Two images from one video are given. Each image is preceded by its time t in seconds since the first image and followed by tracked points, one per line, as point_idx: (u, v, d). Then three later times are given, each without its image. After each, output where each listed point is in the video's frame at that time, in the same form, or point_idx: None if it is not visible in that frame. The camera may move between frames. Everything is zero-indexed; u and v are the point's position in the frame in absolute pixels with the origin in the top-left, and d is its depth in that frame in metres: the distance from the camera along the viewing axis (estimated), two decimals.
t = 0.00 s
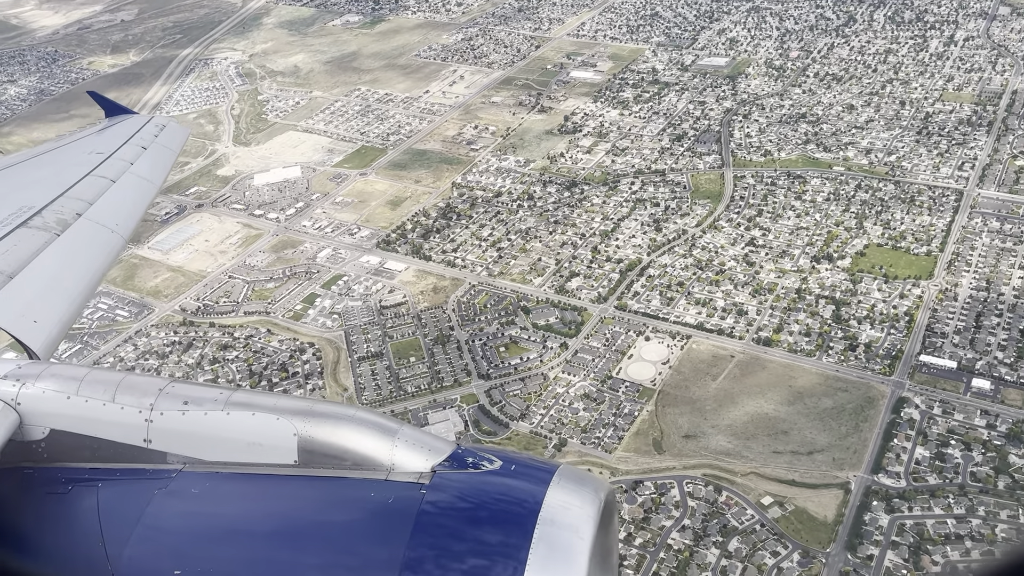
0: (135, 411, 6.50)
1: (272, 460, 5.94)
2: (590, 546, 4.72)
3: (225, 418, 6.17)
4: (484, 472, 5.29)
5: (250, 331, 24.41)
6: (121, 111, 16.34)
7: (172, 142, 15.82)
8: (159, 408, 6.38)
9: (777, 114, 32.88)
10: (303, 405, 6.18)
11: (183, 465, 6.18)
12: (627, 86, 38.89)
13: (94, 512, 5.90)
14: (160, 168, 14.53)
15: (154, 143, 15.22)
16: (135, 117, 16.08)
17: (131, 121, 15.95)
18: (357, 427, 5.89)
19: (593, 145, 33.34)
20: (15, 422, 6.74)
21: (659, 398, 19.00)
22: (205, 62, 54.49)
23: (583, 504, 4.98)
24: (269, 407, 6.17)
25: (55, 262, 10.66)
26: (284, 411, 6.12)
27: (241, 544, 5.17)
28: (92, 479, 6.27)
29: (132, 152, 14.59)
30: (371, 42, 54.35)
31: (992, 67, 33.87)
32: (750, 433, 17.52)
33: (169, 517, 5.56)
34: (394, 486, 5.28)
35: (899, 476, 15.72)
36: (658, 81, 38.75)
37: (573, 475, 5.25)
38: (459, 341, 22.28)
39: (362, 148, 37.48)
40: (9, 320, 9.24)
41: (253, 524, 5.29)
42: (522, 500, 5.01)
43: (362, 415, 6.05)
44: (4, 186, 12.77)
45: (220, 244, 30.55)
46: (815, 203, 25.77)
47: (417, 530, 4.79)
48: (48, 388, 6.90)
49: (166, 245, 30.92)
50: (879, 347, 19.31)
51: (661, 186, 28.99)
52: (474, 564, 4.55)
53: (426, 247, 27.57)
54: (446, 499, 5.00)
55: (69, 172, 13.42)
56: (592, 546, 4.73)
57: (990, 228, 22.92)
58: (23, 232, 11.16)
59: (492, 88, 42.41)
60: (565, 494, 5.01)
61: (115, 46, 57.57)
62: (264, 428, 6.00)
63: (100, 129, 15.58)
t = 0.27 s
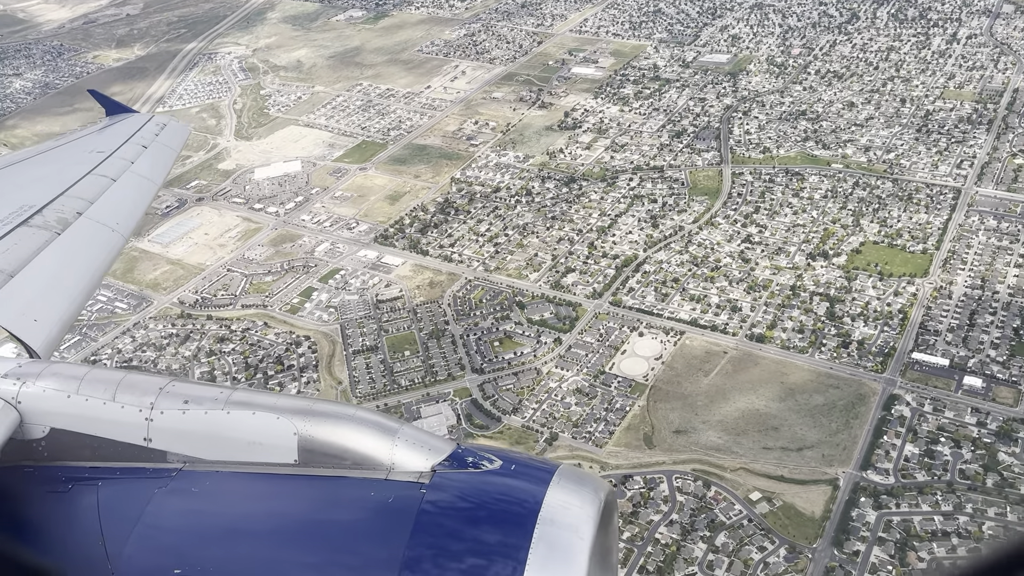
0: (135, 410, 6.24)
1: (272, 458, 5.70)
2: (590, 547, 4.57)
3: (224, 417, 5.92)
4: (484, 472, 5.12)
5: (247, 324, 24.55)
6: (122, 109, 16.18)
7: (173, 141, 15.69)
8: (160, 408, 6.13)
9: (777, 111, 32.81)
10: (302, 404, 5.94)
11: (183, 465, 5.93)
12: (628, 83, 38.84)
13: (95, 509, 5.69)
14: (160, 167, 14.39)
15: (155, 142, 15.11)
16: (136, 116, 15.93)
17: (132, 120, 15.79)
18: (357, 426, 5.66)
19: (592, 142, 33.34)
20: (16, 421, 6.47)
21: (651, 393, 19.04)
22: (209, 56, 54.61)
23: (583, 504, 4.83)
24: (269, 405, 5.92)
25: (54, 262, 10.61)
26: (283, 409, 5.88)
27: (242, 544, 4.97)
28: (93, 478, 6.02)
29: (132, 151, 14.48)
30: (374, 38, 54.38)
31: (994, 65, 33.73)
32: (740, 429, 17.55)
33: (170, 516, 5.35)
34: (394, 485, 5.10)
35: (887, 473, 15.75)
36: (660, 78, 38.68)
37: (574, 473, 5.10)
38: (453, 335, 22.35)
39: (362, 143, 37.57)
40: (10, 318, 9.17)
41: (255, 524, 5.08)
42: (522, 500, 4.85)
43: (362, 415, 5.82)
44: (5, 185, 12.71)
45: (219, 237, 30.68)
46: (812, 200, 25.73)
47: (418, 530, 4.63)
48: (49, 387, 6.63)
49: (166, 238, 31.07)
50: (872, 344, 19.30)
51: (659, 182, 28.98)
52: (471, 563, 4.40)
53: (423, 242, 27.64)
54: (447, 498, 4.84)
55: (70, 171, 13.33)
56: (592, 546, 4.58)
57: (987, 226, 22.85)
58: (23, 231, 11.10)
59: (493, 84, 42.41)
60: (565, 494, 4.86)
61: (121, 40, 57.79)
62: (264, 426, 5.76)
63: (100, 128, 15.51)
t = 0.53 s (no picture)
0: (135, 410, 6.26)
1: (273, 458, 5.70)
2: (590, 548, 4.63)
3: (225, 417, 5.93)
4: (483, 473, 5.15)
5: (245, 316, 24.66)
6: (123, 110, 16.14)
7: (173, 141, 15.62)
8: (160, 408, 6.14)
9: (777, 108, 32.74)
10: (302, 405, 5.95)
11: (183, 464, 5.93)
12: (629, 79, 38.80)
13: (95, 510, 5.67)
14: (161, 167, 14.29)
15: (156, 142, 15.02)
16: (137, 116, 15.87)
17: (133, 120, 15.73)
18: (357, 426, 5.67)
19: (591, 138, 33.35)
20: (16, 421, 6.49)
21: (643, 388, 19.10)
22: (212, 51, 54.74)
23: (582, 505, 4.87)
24: (270, 406, 5.93)
25: (56, 261, 10.51)
26: (284, 409, 5.89)
27: (243, 545, 4.94)
28: (93, 478, 6.01)
29: (132, 151, 14.40)
30: (377, 33, 54.42)
31: (996, 62, 33.58)
32: (731, 425, 17.58)
33: (170, 516, 5.33)
34: (396, 486, 5.11)
35: (875, 469, 15.78)
36: (661, 74, 38.62)
37: (574, 474, 5.13)
38: (449, 330, 22.41)
39: (363, 138, 37.67)
40: (10, 318, 9.01)
41: (255, 524, 5.06)
42: (523, 500, 4.89)
43: (361, 416, 5.84)
44: (4, 185, 12.54)
45: (219, 231, 30.83)
46: (810, 198, 25.71)
47: (418, 530, 4.66)
48: (49, 387, 6.64)
49: (166, 232, 31.24)
50: (865, 341, 19.31)
51: (657, 179, 28.98)
52: (469, 563, 4.44)
53: (421, 236, 27.72)
54: (447, 499, 4.86)
55: (69, 171, 13.19)
56: (591, 547, 4.64)
57: (983, 224, 22.80)
58: (24, 231, 10.98)
59: (494, 79, 42.42)
60: (566, 494, 4.91)
61: (125, 34, 57.96)
62: (265, 427, 5.77)
63: (100, 128, 15.43)
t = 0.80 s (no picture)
0: (136, 410, 5.90)
1: (271, 459, 5.35)
2: (591, 549, 4.37)
3: (225, 417, 5.58)
4: (484, 474, 4.86)
5: (242, 310, 24.82)
6: (125, 109, 15.88)
7: (174, 141, 15.38)
8: (161, 407, 5.80)
9: (777, 105, 32.68)
10: (304, 404, 5.61)
11: (183, 465, 5.60)
12: (631, 75, 38.77)
13: (95, 509, 5.43)
14: (163, 168, 14.08)
15: (157, 141, 14.80)
16: (139, 115, 15.63)
17: (135, 120, 15.48)
18: (359, 426, 5.34)
19: (591, 134, 33.35)
20: (17, 421, 6.15)
21: (635, 383, 19.16)
22: (217, 45, 54.90)
23: (583, 505, 4.61)
24: (270, 405, 5.59)
25: (57, 259, 10.49)
26: (285, 409, 5.54)
27: (243, 546, 4.70)
28: (94, 477, 5.73)
29: (133, 150, 14.20)
30: (381, 28, 54.47)
31: (998, 60, 33.44)
32: (723, 421, 17.60)
33: (168, 516, 5.08)
34: (396, 486, 4.83)
35: (865, 465, 15.80)
36: (662, 71, 38.59)
37: (575, 473, 4.87)
38: (444, 324, 22.49)
39: (363, 133, 37.76)
40: (10, 318, 9.05)
41: (254, 525, 4.81)
42: (524, 501, 4.62)
43: (364, 415, 5.48)
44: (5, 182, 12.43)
45: (219, 224, 30.99)
46: (807, 195, 25.68)
47: (418, 531, 4.42)
48: (51, 386, 6.29)
49: (167, 225, 31.40)
50: (858, 338, 19.32)
51: (655, 175, 28.99)
52: (468, 563, 4.22)
53: (419, 231, 27.80)
54: (448, 499, 4.60)
55: (70, 170, 13.05)
56: (592, 548, 4.39)
57: (980, 222, 22.73)
58: (25, 230, 10.88)
59: (496, 75, 42.43)
60: (565, 494, 4.65)
61: (131, 29, 58.22)
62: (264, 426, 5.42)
63: (101, 127, 15.20)
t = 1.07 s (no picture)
0: (137, 410, 5.95)
1: (272, 459, 5.47)
2: (592, 548, 4.50)
3: (227, 417, 5.66)
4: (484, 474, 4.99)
5: (240, 303, 24.95)
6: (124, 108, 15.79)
7: (174, 141, 15.35)
8: (161, 408, 5.84)
9: (778, 102, 32.59)
10: (305, 404, 5.71)
11: (184, 464, 5.69)
12: (632, 72, 38.71)
13: (95, 508, 5.54)
14: (163, 169, 14.04)
15: (158, 142, 14.76)
16: (138, 115, 15.56)
17: (133, 119, 15.41)
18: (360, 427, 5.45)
19: (591, 130, 33.33)
20: (18, 420, 6.20)
21: (628, 378, 19.21)
22: (221, 40, 55.01)
23: (583, 505, 4.74)
24: (273, 405, 5.68)
25: (57, 259, 10.49)
26: (286, 409, 5.63)
27: (245, 546, 4.82)
28: (94, 477, 5.80)
29: (134, 151, 14.18)
30: (385, 24, 54.51)
31: (1001, 58, 33.28)
32: (714, 417, 17.64)
33: (170, 517, 5.17)
34: (395, 488, 4.95)
35: (855, 461, 15.83)
36: (663, 67, 38.52)
37: (574, 474, 5.01)
38: (440, 319, 22.56)
39: (364, 128, 37.85)
40: (10, 318, 9.11)
41: (255, 526, 4.92)
42: (524, 502, 4.74)
43: (364, 416, 5.58)
44: (4, 181, 12.39)
45: (219, 218, 31.13)
46: (805, 192, 25.65)
47: (418, 531, 4.53)
48: (51, 386, 6.30)
49: (167, 219, 31.55)
50: (852, 335, 19.32)
51: (654, 171, 28.98)
52: (467, 564, 4.32)
53: (417, 227, 27.88)
54: (450, 499, 4.72)
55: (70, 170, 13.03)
56: (593, 547, 4.51)
57: (978, 220, 22.67)
58: (26, 229, 10.87)
59: (498, 71, 42.44)
60: (566, 494, 4.78)
61: (136, 24, 58.39)
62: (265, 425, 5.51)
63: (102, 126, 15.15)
